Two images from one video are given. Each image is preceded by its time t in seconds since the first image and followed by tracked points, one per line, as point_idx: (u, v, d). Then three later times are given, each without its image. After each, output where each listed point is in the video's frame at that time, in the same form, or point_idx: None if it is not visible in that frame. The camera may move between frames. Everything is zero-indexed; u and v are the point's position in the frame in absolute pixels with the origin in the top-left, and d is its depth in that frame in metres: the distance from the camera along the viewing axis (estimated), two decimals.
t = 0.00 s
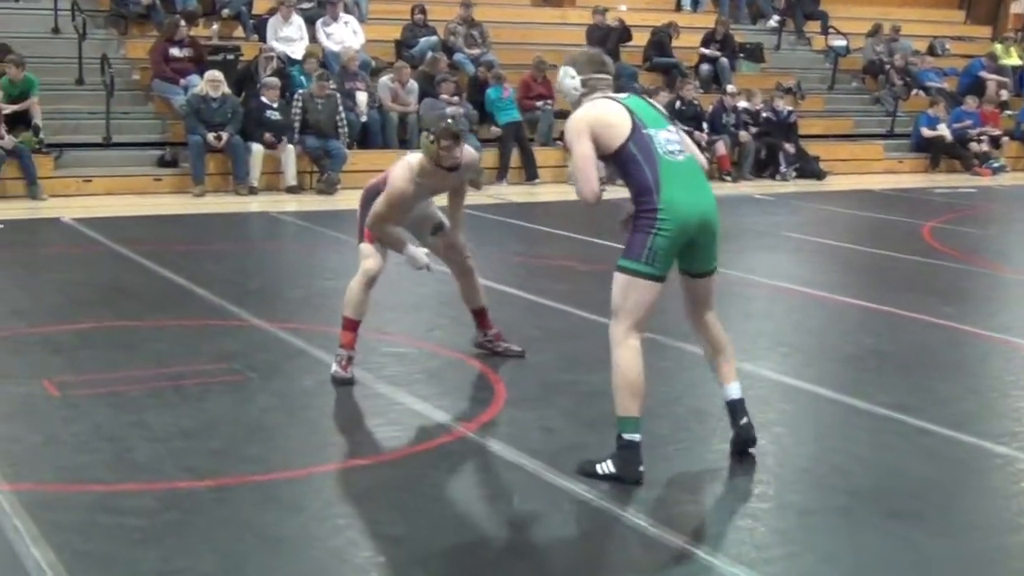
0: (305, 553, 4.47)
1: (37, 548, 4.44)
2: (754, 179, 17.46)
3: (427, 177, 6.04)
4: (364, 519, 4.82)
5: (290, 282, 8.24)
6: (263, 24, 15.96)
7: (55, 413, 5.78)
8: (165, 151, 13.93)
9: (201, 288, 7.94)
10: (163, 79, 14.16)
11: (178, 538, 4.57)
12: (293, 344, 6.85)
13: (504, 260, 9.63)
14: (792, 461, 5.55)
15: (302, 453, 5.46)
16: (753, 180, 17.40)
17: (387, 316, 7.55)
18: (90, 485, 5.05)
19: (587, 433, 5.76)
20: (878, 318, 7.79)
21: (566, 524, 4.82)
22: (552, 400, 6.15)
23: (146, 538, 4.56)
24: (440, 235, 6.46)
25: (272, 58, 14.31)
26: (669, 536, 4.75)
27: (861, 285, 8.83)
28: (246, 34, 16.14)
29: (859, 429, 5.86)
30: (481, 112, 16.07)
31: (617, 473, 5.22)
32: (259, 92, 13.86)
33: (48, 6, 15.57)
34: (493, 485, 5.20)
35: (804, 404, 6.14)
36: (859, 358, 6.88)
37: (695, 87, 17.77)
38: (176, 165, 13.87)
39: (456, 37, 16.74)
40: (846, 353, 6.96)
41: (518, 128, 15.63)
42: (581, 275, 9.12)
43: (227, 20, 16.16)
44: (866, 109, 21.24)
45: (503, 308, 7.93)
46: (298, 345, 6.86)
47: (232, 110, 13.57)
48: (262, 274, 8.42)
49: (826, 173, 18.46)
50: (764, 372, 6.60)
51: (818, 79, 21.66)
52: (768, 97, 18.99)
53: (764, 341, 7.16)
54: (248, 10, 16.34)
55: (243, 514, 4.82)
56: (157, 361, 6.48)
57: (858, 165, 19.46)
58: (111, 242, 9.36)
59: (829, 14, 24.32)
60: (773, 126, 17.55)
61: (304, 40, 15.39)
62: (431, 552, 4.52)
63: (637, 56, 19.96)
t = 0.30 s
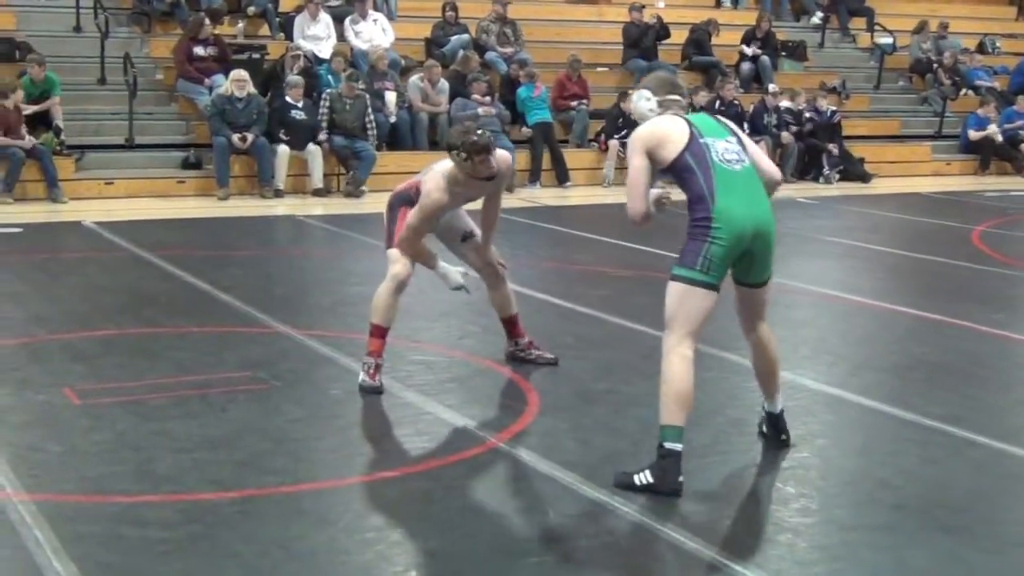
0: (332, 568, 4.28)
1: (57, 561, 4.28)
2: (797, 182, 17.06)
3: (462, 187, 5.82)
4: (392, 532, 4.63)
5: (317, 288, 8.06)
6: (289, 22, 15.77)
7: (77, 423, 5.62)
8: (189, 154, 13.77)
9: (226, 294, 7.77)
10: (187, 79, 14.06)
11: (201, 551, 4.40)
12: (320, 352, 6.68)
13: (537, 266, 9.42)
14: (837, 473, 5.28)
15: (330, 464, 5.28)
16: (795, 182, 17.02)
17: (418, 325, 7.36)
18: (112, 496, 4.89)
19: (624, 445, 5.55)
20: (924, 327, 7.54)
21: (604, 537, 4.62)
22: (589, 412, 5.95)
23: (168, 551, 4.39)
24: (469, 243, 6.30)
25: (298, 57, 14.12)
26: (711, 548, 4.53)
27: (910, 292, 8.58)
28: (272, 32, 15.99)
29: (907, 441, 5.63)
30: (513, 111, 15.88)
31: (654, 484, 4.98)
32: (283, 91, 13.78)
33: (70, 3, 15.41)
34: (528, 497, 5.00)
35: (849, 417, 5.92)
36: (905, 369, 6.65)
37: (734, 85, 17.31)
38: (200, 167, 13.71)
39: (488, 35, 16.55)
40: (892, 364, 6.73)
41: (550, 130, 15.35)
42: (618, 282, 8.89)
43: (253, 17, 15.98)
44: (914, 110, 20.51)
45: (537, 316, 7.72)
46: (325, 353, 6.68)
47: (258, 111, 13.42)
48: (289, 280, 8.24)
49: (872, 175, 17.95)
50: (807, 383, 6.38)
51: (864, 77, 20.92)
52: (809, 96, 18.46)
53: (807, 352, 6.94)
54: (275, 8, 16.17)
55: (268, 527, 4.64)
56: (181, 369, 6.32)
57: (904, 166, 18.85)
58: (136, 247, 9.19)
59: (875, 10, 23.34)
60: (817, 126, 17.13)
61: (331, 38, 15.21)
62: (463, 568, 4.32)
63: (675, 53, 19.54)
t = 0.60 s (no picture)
0: None
1: (45, 571, 4.20)
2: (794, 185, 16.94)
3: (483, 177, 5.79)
4: (387, 540, 4.55)
5: (309, 293, 7.99)
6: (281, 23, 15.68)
7: (66, 430, 5.55)
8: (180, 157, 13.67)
9: (217, 299, 7.70)
10: (176, 82, 13.96)
11: (191, 560, 4.32)
12: (312, 358, 6.61)
13: (532, 270, 9.35)
14: (836, 480, 5.19)
15: (323, 472, 5.20)
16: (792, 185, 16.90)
17: (413, 330, 7.28)
18: (102, 505, 4.81)
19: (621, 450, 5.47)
20: (922, 331, 7.48)
21: (601, 544, 4.54)
22: (585, 417, 5.87)
23: (159, 560, 4.31)
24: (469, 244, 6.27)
25: (289, 60, 14.03)
26: (710, 555, 4.45)
27: (908, 296, 8.52)
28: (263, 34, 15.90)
29: (907, 446, 5.57)
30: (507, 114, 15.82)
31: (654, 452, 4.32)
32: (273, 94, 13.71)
33: (59, 6, 15.32)
34: (524, 503, 4.92)
35: (848, 422, 5.85)
36: (904, 374, 6.59)
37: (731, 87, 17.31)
38: (191, 170, 13.61)
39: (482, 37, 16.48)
40: (891, 369, 6.66)
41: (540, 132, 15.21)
42: (614, 286, 8.83)
43: (244, 19, 15.91)
44: (912, 112, 20.46)
45: (532, 321, 7.65)
46: (317, 359, 6.61)
47: (249, 114, 13.28)
48: (281, 285, 8.16)
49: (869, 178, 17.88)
50: (805, 388, 6.31)
51: (862, 79, 20.80)
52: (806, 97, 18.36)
53: (804, 357, 6.87)
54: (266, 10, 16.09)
55: (260, 536, 4.56)
56: (171, 375, 6.24)
57: (902, 168, 18.74)
58: (127, 252, 9.11)
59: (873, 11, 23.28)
60: (814, 129, 17.04)
61: (323, 40, 15.14)
62: None
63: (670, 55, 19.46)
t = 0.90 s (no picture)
0: None
1: None
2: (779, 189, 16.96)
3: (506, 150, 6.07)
4: (374, 546, 4.54)
5: (294, 299, 7.98)
6: (266, 29, 15.67)
7: (52, 437, 5.52)
8: (166, 163, 13.66)
9: (203, 305, 7.69)
10: (161, 88, 13.90)
11: (179, 566, 4.32)
12: (298, 363, 6.61)
13: (518, 275, 9.36)
14: (822, 484, 5.19)
15: (310, 477, 5.19)
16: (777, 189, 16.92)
17: (398, 334, 7.29)
18: (88, 511, 4.80)
19: (605, 453, 5.47)
20: (907, 335, 7.50)
21: (588, 548, 4.54)
22: (571, 420, 5.88)
23: (147, 566, 4.31)
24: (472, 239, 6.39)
25: (274, 68, 14.07)
26: (696, 558, 4.45)
27: (893, 300, 8.55)
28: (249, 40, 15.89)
29: (893, 449, 5.57)
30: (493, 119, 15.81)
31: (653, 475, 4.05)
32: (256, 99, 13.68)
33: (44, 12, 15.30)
34: (512, 508, 4.91)
35: (834, 426, 5.85)
36: (890, 377, 6.60)
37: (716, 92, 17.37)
38: (176, 176, 13.59)
39: (468, 42, 16.48)
40: (876, 372, 6.68)
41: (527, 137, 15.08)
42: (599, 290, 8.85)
43: (229, 25, 15.90)
44: (896, 117, 20.53)
45: (518, 326, 7.66)
46: (303, 364, 6.60)
47: (234, 120, 13.30)
48: (266, 291, 8.15)
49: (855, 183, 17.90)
50: (790, 392, 6.32)
51: (847, 84, 20.87)
52: (791, 103, 18.40)
53: (790, 360, 6.88)
54: (251, 16, 16.08)
55: (248, 542, 4.55)
56: (157, 381, 6.23)
57: (887, 173, 18.79)
58: (112, 259, 9.09)
59: (858, 16, 23.33)
60: (800, 134, 17.12)
61: (309, 46, 15.14)
62: None
63: (655, 60, 19.46)
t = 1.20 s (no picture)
0: None
1: None
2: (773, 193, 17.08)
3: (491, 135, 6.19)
4: (370, 552, 4.54)
5: (289, 305, 7.97)
6: (259, 35, 15.65)
7: (45, 445, 5.51)
8: (159, 169, 13.60)
9: (197, 311, 7.67)
10: (154, 94, 13.94)
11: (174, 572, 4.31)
12: (294, 369, 6.59)
13: (512, 280, 9.35)
14: (817, 487, 5.19)
15: (305, 483, 5.19)
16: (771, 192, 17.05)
17: (393, 340, 7.28)
18: (84, 519, 4.79)
19: (600, 458, 5.47)
20: (901, 338, 7.50)
21: (583, 553, 4.53)
22: (567, 425, 5.87)
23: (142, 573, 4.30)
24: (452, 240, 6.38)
25: (267, 72, 13.94)
26: (690, 563, 4.45)
27: (888, 303, 8.56)
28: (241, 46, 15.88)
29: (887, 452, 5.58)
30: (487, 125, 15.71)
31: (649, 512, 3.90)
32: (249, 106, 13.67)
33: (36, 19, 15.27)
34: (507, 514, 4.91)
35: (828, 429, 5.85)
36: (884, 381, 6.60)
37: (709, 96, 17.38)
38: (170, 183, 13.53)
39: (460, 47, 16.50)
40: (870, 375, 6.68)
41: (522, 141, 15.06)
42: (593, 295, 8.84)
43: (221, 31, 15.89)
44: (888, 120, 20.54)
45: (513, 331, 7.65)
46: (299, 371, 6.58)
47: (228, 126, 13.28)
48: (260, 297, 8.14)
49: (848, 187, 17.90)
50: (785, 396, 6.32)
51: (839, 88, 20.89)
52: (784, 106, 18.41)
53: (784, 364, 6.88)
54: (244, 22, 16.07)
55: (243, 549, 4.53)
56: (152, 388, 6.21)
57: (880, 176, 18.81)
58: (104, 266, 9.06)
59: (851, 20, 23.35)
60: (793, 137, 17.14)
61: (302, 52, 15.13)
62: None
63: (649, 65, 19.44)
